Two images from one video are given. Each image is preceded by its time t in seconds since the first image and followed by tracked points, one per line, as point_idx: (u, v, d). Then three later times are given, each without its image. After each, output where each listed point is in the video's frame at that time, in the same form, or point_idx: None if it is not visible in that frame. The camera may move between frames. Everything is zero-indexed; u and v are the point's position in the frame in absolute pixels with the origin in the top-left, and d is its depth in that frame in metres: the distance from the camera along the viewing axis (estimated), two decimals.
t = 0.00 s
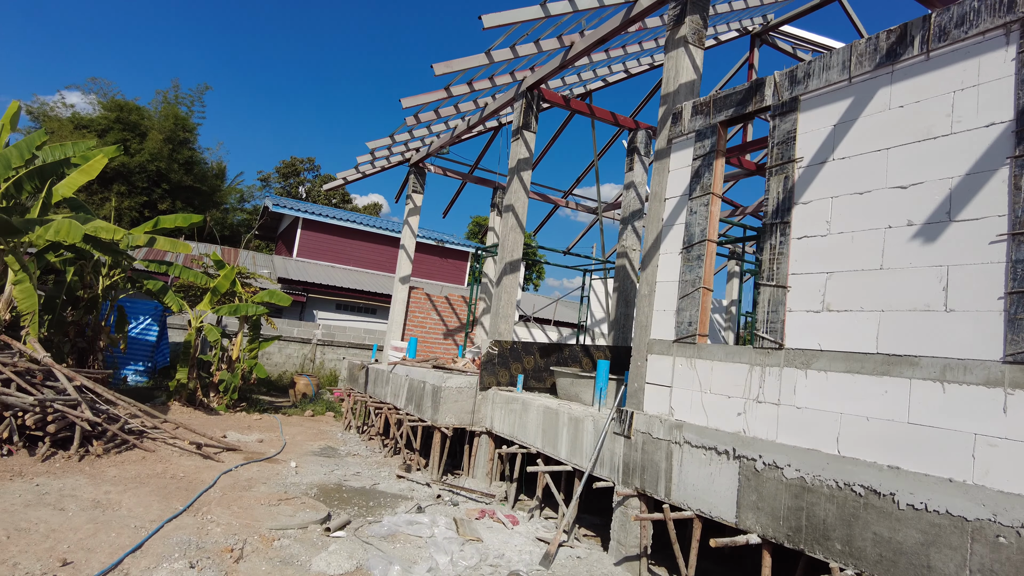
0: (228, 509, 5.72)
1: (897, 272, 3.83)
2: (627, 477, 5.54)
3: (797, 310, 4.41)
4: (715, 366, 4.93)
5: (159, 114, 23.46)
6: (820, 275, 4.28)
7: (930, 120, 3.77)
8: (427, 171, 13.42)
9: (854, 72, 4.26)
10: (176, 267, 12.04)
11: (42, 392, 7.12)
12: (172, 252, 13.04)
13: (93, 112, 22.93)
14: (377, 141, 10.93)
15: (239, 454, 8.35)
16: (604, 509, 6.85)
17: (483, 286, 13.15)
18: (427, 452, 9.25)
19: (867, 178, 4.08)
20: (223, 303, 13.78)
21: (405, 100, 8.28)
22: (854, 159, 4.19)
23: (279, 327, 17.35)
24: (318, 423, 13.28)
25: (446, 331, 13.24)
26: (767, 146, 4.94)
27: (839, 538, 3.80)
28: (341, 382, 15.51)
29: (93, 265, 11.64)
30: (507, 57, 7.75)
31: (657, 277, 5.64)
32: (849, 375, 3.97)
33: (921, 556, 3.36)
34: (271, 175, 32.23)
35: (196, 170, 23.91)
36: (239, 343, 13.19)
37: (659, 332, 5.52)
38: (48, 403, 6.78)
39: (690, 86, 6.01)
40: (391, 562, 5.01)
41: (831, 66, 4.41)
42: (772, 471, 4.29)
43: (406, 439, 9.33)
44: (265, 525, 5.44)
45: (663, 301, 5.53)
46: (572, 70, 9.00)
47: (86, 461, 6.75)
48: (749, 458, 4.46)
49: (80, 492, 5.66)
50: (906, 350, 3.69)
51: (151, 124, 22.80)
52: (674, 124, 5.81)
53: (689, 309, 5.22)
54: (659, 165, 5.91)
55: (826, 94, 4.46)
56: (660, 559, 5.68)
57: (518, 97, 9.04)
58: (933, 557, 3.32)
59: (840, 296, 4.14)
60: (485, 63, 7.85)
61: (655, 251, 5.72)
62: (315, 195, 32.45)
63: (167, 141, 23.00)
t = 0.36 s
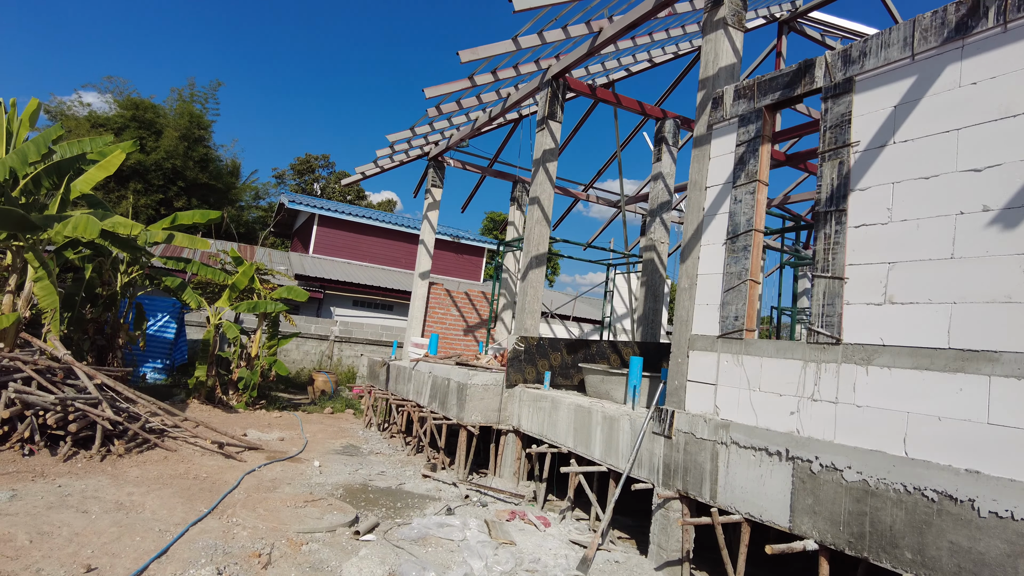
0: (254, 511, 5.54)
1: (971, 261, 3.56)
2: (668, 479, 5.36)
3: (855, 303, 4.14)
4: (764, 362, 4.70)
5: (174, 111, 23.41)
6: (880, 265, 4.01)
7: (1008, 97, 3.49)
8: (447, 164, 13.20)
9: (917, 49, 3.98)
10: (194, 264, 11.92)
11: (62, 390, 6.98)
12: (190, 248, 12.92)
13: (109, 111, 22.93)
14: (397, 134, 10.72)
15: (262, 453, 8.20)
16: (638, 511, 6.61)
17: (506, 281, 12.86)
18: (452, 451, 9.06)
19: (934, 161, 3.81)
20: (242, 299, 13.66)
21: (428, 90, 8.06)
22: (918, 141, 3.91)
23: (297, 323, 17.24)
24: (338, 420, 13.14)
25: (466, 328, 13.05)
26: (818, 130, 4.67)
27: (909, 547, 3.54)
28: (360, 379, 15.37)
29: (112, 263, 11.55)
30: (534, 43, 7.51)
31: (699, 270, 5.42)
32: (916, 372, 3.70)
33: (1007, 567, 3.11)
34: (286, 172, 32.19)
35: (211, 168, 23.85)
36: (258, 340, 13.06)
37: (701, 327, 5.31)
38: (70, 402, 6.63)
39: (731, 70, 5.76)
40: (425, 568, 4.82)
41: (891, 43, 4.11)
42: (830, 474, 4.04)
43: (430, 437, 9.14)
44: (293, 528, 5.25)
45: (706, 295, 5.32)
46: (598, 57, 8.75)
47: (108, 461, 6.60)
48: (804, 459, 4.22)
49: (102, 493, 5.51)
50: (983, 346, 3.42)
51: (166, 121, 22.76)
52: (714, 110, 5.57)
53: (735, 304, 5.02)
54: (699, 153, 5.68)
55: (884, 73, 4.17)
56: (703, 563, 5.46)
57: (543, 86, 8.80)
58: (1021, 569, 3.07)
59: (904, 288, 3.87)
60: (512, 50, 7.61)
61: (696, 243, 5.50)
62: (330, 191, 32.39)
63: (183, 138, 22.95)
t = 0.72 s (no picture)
0: (273, 517, 5.31)
1: None
2: (709, 482, 5.11)
3: (919, 296, 3.84)
4: (816, 360, 4.42)
5: (183, 109, 23.24)
6: (948, 255, 3.71)
7: None
8: (461, 158, 12.93)
9: (990, 21, 3.68)
10: (206, 261, 11.71)
11: (74, 391, 6.77)
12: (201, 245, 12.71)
13: (118, 109, 22.80)
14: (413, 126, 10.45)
15: (278, 455, 7.97)
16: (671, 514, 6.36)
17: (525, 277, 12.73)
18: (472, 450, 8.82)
19: (1011, 141, 3.50)
20: (254, 297, 13.46)
21: (447, 78, 7.78)
22: (991, 121, 3.61)
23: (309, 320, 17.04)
24: (352, 419, 12.93)
25: (482, 324, 12.92)
26: (872, 111, 4.37)
27: (988, 560, 3.26)
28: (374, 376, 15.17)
29: (124, 260, 11.36)
30: (558, 28, 7.22)
31: (742, 262, 5.17)
32: (992, 371, 3.41)
33: None
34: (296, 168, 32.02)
35: (221, 165, 23.68)
36: (272, 337, 12.84)
37: (745, 323, 5.06)
38: (82, 403, 6.42)
39: (771, 52, 5.49)
40: None
41: (958, 16, 3.80)
42: (893, 480, 3.75)
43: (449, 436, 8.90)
44: (315, 536, 5.01)
45: (749, 289, 5.07)
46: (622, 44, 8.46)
47: (121, 465, 6.38)
48: (863, 464, 3.93)
49: (116, 499, 5.28)
50: None
51: (176, 119, 22.61)
52: (754, 93, 5.30)
53: (782, 298, 4.76)
54: (739, 139, 5.41)
55: (950, 48, 3.87)
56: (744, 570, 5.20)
57: (565, 74, 8.52)
58: None
59: (977, 279, 3.57)
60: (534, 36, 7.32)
61: (739, 233, 5.25)
62: (340, 188, 32.19)
63: (192, 136, 22.77)
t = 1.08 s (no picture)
0: (285, 523, 5.05)
1: None
2: (745, 482, 4.82)
3: (983, 280, 3.51)
4: (864, 350, 4.10)
5: (189, 106, 23.03)
6: (1016, 234, 3.38)
7: None
8: (472, 147, 12.60)
9: None
10: (213, 257, 11.47)
11: (78, 393, 6.52)
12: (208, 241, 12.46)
13: (124, 107, 22.64)
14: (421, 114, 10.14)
15: (289, 455, 7.72)
16: (700, 514, 6.08)
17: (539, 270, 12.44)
18: (489, 448, 8.54)
19: None
20: (263, 293, 13.23)
21: (458, 61, 7.46)
22: None
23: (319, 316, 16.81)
24: (365, 415, 12.69)
25: (495, 317, 12.55)
26: (923, 80, 4.03)
27: None
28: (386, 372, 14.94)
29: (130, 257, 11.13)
30: (575, 5, 6.87)
31: (778, 247, 4.86)
32: None
33: None
34: (304, 164, 31.81)
35: (228, 162, 23.47)
36: (281, 334, 12.58)
37: (783, 312, 4.76)
38: (85, 405, 6.17)
39: (805, 22, 5.15)
40: None
41: None
42: (957, 480, 3.44)
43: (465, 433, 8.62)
44: (328, 543, 4.75)
45: (786, 276, 4.77)
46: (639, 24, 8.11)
47: (127, 468, 6.13)
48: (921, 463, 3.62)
49: (120, 506, 5.03)
50: None
51: (182, 116, 22.41)
52: (788, 66, 4.96)
53: (823, 285, 4.45)
54: (772, 116, 5.08)
55: (1014, 7, 3.52)
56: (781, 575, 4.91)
57: (580, 56, 8.19)
58: None
59: None
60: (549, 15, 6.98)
61: (774, 216, 4.94)
62: (348, 183, 31.95)
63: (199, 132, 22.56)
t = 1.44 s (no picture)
0: (292, 540, 4.87)
1: None
2: (771, 493, 4.62)
3: None
4: (898, 356, 3.88)
5: (192, 107, 22.88)
6: None
7: None
8: (477, 145, 12.37)
9: None
10: (217, 260, 11.31)
11: (79, 404, 6.35)
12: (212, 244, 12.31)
13: (128, 109, 22.53)
14: (426, 112, 9.93)
15: (297, 464, 7.55)
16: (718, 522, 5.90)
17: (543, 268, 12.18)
18: (500, 453, 8.34)
19: None
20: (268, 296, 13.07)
21: (464, 57, 7.25)
22: None
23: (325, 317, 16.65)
24: (373, 419, 12.52)
25: (503, 318, 12.42)
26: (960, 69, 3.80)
27: None
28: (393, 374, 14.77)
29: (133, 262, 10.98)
30: None
31: (804, 248, 4.66)
32: None
33: None
34: (308, 163, 31.66)
35: (232, 162, 23.32)
36: (287, 337, 12.40)
37: (809, 316, 4.55)
38: (86, 417, 6.01)
39: (828, 11, 4.93)
40: None
41: None
42: (1005, 497, 3.23)
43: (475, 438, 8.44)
44: (337, 561, 4.57)
45: (812, 278, 4.56)
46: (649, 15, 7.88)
47: (130, 482, 5.96)
48: (964, 477, 3.41)
49: (122, 524, 4.86)
50: None
51: (185, 118, 22.27)
52: (811, 58, 4.75)
53: (853, 287, 4.25)
54: (795, 110, 4.87)
55: None
56: None
57: (588, 50, 7.97)
58: None
59: None
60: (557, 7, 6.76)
61: (798, 215, 4.73)
62: (352, 182, 31.78)
63: (202, 134, 22.40)
